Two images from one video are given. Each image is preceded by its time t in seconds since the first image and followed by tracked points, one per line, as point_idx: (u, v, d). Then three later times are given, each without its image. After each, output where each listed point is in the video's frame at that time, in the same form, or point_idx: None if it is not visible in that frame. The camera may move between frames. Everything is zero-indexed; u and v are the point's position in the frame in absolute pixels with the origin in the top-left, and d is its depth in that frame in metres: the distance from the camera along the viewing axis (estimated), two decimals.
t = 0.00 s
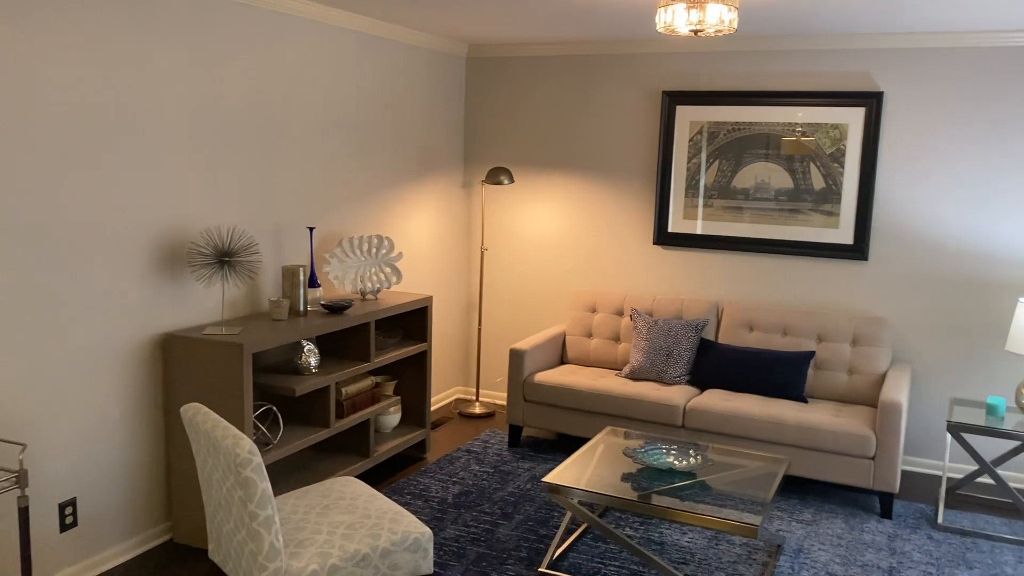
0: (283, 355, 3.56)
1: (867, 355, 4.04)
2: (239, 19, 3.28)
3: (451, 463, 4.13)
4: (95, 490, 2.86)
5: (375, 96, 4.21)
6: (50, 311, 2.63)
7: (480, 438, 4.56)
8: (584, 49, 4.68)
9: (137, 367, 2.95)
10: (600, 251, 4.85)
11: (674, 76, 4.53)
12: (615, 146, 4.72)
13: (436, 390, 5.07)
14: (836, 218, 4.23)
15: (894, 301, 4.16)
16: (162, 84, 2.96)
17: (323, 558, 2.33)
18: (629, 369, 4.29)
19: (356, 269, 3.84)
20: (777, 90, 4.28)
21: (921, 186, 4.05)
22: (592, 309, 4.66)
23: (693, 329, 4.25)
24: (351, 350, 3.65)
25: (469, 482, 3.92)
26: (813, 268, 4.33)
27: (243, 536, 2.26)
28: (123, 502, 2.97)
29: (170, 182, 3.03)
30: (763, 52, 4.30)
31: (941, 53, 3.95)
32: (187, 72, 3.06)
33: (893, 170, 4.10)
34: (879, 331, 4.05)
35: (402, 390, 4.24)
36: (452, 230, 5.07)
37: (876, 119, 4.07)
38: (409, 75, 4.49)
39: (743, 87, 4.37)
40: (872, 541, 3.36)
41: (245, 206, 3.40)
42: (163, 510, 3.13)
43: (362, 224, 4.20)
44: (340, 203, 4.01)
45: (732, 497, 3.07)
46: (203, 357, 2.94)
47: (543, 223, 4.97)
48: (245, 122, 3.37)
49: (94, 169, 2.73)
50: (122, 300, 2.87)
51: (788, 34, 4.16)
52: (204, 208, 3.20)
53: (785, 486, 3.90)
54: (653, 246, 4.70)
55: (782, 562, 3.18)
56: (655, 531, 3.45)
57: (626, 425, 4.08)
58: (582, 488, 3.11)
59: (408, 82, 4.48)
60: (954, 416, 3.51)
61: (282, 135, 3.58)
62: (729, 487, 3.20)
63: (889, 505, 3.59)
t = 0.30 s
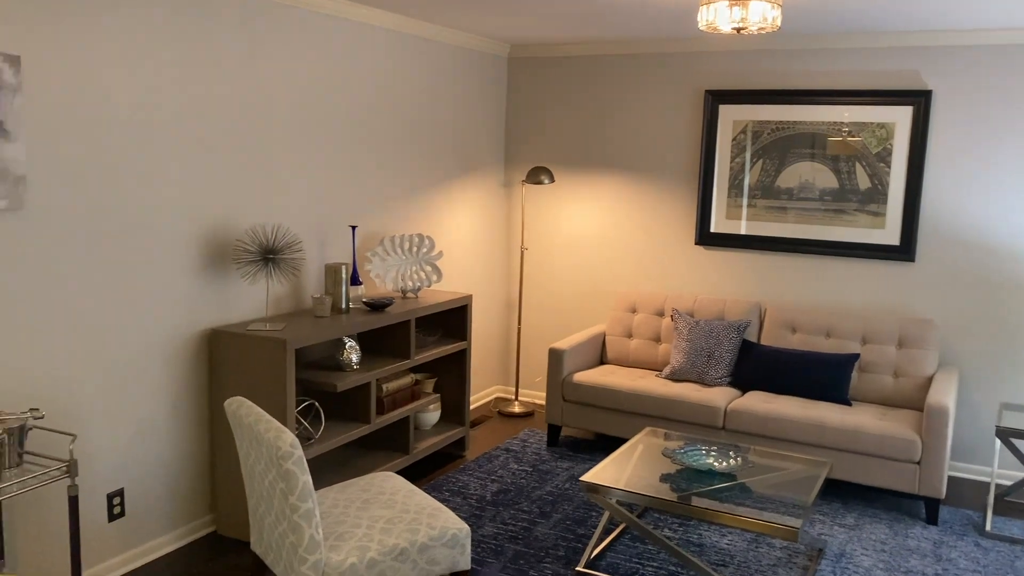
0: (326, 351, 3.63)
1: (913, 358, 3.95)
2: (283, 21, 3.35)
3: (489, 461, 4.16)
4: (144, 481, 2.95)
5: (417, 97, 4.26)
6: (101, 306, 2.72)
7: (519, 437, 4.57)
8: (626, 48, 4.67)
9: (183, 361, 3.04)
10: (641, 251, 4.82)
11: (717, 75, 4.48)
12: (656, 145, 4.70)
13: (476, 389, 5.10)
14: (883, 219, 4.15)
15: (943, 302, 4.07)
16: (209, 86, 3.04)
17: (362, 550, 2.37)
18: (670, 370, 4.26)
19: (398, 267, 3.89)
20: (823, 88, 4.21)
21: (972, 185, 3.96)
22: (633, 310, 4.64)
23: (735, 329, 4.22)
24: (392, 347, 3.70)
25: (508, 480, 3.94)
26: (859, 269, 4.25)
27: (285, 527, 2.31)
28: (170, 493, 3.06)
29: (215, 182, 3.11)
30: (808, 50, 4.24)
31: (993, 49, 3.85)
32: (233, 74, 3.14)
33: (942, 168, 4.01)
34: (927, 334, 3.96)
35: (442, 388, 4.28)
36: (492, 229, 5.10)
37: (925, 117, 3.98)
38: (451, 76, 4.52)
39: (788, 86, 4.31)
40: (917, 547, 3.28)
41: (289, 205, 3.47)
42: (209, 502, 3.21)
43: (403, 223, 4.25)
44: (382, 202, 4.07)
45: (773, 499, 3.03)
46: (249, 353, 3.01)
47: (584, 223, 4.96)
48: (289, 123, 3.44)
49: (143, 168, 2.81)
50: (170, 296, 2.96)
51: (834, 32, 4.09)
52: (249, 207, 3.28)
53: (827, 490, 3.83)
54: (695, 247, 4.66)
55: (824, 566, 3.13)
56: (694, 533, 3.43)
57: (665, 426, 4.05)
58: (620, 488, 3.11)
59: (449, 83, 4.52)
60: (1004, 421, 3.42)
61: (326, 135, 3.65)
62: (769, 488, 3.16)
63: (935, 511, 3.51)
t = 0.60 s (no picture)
0: (367, 348, 3.68)
1: (963, 362, 3.85)
2: (326, 23, 3.41)
3: (528, 461, 4.17)
4: (190, 473, 3.03)
5: (459, 98, 4.29)
6: (149, 302, 2.80)
7: (558, 437, 4.58)
8: (668, 48, 4.64)
9: (229, 357, 3.11)
10: (683, 251, 4.79)
11: (761, 74, 4.43)
12: (699, 145, 4.66)
13: (515, 388, 5.12)
14: (931, 220, 4.06)
15: (994, 305, 3.96)
16: (255, 89, 3.12)
17: (401, 544, 2.41)
18: (711, 372, 4.21)
19: (439, 266, 3.93)
20: (870, 86, 4.14)
21: None
22: (674, 311, 4.60)
23: (779, 332, 4.14)
24: (432, 345, 3.74)
25: (546, 480, 3.95)
26: (907, 271, 4.16)
27: (324, 520, 2.35)
28: (214, 485, 3.14)
29: (260, 181, 3.18)
30: (856, 48, 4.16)
31: None
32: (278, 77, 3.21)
33: (995, 169, 3.91)
34: (977, 338, 3.86)
35: (481, 386, 4.30)
36: (533, 229, 5.11)
37: (976, 116, 3.89)
38: (492, 76, 4.55)
39: (834, 85, 4.24)
40: (965, 555, 3.20)
41: (331, 205, 3.53)
42: (252, 494, 3.29)
43: (444, 223, 4.29)
44: (423, 202, 4.11)
45: (815, 504, 2.98)
46: (292, 349, 3.08)
47: (625, 223, 4.94)
48: (333, 124, 3.50)
49: (190, 168, 2.89)
50: (216, 293, 3.04)
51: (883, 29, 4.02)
52: (293, 207, 3.35)
53: (872, 495, 3.76)
54: (738, 247, 4.61)
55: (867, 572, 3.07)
56: (734, 535, 3.39)
57: (705, 428, 4.02)
58: (659, 489, 3.09)
59: (491, 83, 4.54)
60: None
61: (368, 136, 3.71)
62: (811, 491, 3.11)
63: (985, 519, 3.42)
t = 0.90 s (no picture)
0: (408, 346, 3.73)
1: (1015, 366, 3.75)
2: (370, 26, 3.46)
3: (567, 461, 4.17)
4: (234, 466, 3.11)
5: (501, 99, 4.32)
6: (196, 298, 2.88)
7: (597, 437, 4.57)
8: (711, 46, 4.61)
9: (272, 353, 3.19)
10: (726, 252, 4.74)
11: (806, 72, 4.37)
12: (743, 144, 4.60)
13: (555, 389, 5.12)
14: (982, 220, 3.97)
15: None
16: (300, 91, 3.18)
17: (438, 539, 2.44)
18: (754, 374, 4.15)
19: (479, 264, 3.96)
20: (919, 85, 4.05)
21: None
22: (717, 312, 4.56)
23: (823, 333, 4.09)
24: (472, 343, 3.77)
25: (585, 480, 3.94)
26: (956, 273, 4.07)
27: (364, 514, 2.40)
28: (258, 478, 3.21)
29: (304, 181, 3.25)
30: (906, 45, 4.08)
31: None
32: (322, 78, 3.27)
33: None
34: None
35: (520, 385, 4.31)
36: (574, 229, 5.10)
37: None
38: (534, 76, 4.56)
39: (882, 83, 4.16)
40: (1016, 564, 3.11)
41: (374, 204, 3.59)
42: (294, 488, 3.36)
43: (485, 223, 4.32)
44: (464, 202, 4.14)
45: (860, 509, 2.92)
46: (335, 345, 3.13)
47: (667, 223, 4.91)
48: (376, 124, 3.56)
49: (237, 168, 2.97)
50: (261, 290, 3.11)
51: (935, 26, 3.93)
52: (336, 206, 3.40)
53: (918, 501, 3.68)
54: (783, 248, 4.54)
55: None
56: (775, 539, 3.35)
57: (747, 430, 3.97)
58: (698, 490, 3.07)
59: (533, 84, 4.56)
60: None
61: (410, 136, 3.75)
62: (855, 495, 3.05)
63: None
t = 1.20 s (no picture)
0: (448, 344, 3.77)
1: None
2: (414, 27, 3.51)
3: (606, 461, 4.17)
4: (277, 460, 3.18)
5: (543, 99, 4.34)
6: (241, 294, 2.96)
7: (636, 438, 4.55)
8: (756, 45, 4.56)
9: (314, 348, 3.25)
10: (769, 253, 4.68)
11: (854, 69, 4.29)
12: (788, 143, 4.54)
13: (595, 389, 5.12)
14: None
15: None
16: (344, 92, 3.25)
17: (475, 534, 2.47)
18: (797, 376, 4.09)
19: (518, 264, 3.99)
20: (970, 83, 3.97)
21: None
22: (759, 313, 4.50)
23: (869, 336, 4.02)
24: (511, 342, 3.79)
25: (624, 480, 3.94)
26: (1009, 275, 3.97)
27: (402, 508, 2.43)
28: (300, 472, 3.28)
29: (347, 180, 3.31)
30: (957, 42, 3.99)
31: None
32: (366, 79, 3.33)
33: None
34: None
35: (559, 385, 4.32)
36: (616, 229, 5.09)
37: None
38: (576, 76, 4.57)
39: (932, 81, 4.07)
40: None
41: (415, 204, 3.63)
42: (335, 482, 3.42)
43: (525, 222, 4.34)
44: (505, 202, 4.17)
45: (904, 514, 2.86)
46: (376, 342, 3.18)
47: (710, 223, 4.87)
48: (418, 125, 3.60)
49: (281, 167, 3.04)
50: (305, 287, 3.19)
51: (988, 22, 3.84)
52: (379, 206, 3.46)
53: (966, 509, 3.58)
54: (828, 248, 4.47)
55: None
56: (817, 542, 3.30)
57: (789, 432, 3.92)
58: (738, 492, 3.04)
59: (575, 83, 4.57)
60: None
61: (452, 137, 3.79)
62: (899, 500, 2.99)
63: None
